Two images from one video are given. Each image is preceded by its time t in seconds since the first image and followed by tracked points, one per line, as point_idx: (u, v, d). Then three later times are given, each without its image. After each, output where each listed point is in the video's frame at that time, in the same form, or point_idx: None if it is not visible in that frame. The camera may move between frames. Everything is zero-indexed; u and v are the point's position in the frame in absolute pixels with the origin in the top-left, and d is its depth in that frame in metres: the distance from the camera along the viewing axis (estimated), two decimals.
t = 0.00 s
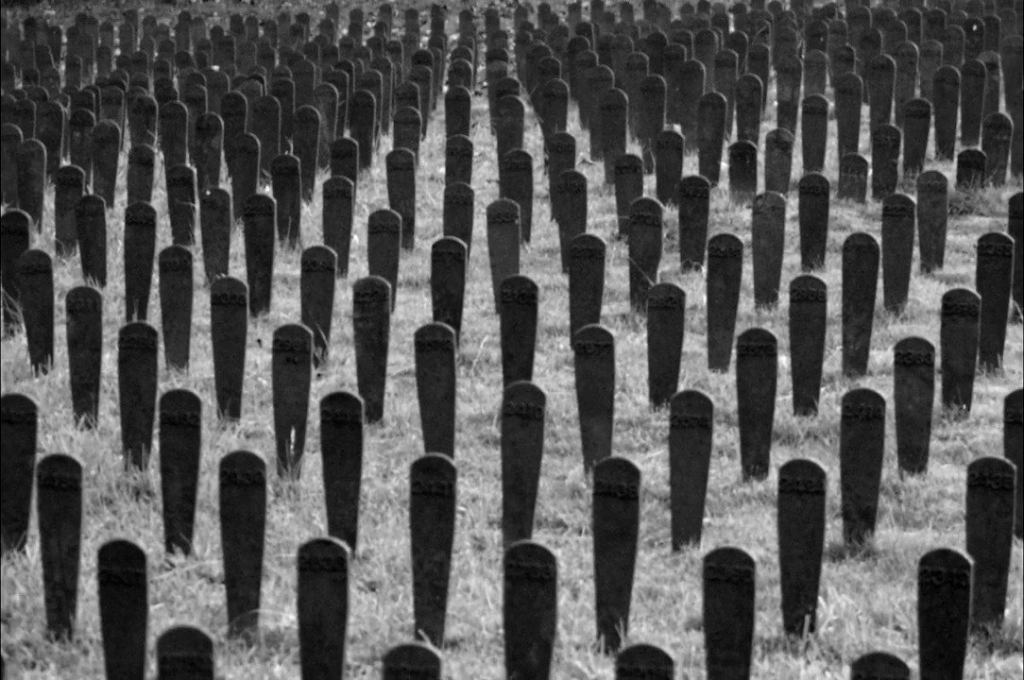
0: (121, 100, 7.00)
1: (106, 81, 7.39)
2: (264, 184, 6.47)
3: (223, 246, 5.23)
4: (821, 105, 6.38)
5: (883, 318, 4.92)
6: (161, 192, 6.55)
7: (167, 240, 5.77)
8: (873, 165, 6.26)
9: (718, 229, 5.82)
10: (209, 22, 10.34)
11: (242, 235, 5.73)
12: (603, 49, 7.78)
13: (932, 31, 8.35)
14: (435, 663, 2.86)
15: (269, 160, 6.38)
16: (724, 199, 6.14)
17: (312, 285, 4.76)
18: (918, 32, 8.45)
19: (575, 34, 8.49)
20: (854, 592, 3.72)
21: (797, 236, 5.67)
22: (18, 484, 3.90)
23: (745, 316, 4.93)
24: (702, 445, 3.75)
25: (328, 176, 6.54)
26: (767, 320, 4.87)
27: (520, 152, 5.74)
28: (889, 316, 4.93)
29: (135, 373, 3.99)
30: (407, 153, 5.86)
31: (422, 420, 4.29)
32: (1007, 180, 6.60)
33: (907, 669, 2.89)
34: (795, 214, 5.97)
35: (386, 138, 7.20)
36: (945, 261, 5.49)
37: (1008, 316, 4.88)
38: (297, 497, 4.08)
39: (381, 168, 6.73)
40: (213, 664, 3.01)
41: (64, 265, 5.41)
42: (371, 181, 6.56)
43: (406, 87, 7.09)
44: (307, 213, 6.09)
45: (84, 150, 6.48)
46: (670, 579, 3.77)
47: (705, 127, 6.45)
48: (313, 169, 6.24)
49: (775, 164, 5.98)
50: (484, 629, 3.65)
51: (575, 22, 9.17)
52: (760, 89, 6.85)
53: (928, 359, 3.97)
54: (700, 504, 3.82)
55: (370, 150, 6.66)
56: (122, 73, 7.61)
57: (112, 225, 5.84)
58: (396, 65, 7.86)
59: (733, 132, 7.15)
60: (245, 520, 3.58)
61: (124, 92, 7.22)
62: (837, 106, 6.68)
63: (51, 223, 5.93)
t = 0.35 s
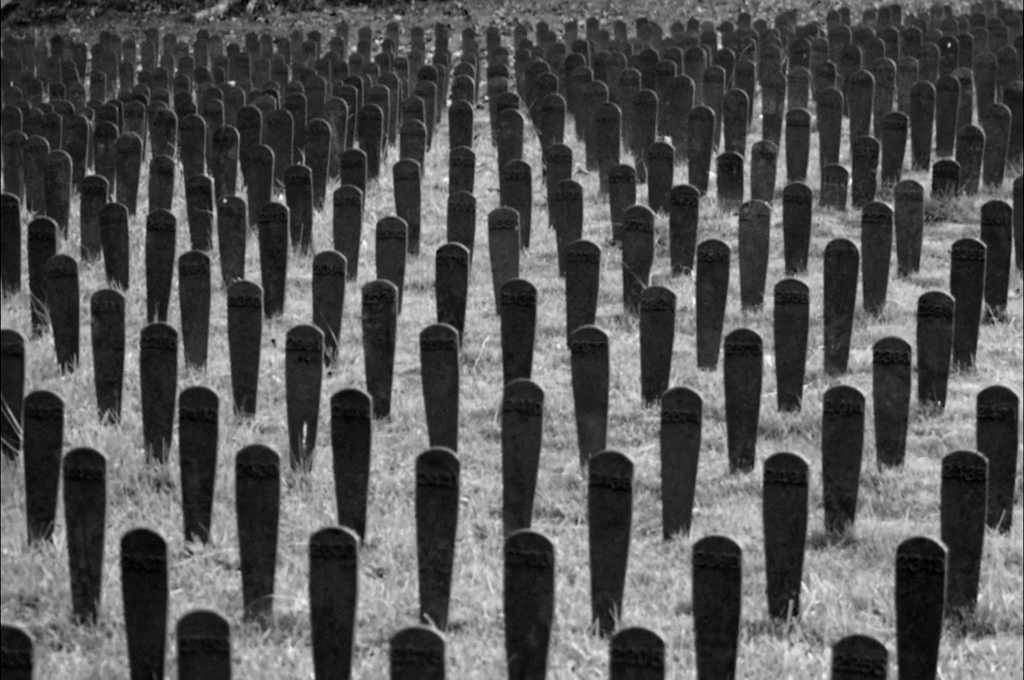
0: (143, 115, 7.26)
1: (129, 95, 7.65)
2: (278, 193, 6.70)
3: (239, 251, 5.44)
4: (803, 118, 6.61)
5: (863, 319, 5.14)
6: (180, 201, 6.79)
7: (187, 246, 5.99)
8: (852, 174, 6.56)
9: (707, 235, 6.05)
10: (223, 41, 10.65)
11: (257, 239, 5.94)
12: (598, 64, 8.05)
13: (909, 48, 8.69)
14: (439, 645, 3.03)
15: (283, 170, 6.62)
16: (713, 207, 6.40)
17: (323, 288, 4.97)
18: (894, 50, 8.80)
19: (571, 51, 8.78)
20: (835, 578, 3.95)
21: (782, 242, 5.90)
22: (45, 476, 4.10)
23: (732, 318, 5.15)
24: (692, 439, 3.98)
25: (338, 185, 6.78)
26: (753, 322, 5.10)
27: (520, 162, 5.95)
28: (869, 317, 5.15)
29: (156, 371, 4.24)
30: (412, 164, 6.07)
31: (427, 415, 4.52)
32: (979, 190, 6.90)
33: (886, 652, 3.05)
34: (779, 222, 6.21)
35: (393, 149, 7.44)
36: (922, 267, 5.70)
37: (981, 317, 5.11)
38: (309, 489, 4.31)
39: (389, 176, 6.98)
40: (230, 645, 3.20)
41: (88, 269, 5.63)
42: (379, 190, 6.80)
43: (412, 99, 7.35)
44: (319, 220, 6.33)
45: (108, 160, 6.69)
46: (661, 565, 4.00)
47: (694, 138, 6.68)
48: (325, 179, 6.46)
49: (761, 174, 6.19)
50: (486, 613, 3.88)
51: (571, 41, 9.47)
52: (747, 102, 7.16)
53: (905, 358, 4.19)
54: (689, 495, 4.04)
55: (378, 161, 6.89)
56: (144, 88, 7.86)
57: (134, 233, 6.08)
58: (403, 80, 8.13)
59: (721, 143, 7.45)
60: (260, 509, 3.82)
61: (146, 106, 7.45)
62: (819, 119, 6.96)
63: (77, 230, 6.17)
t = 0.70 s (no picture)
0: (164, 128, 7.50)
1: (150, 107, 7.90)
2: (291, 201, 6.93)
3: (253, 256, 5.66)
4: (788, 130, 6.86)
5: (844, 321, 5.36)
6: (197, 209, 7.03)
7: (203, 252, 6.21)
8: (835, 183, 6.83)
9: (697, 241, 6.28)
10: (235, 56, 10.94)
11: (271, 245, 6.17)
12: (594, 79, 8.31)
13: (888, 63, 9.00)
14: (442, 630, 3.22)
15: (295, 180, 6.85)
16: (701, 214, 6.63)
17: (334, 291, 5.20)
18: (874, 65, 9.12)
19: (568, 66, 9.07)
20: (818, 565, 4.18)
21: (767, 247, 6.12)
22: (69, 469, 4.31)
23: (720, 319, 5.37)
24: (683, 434, 4.19)
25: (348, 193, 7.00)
26: (741, 323, 5.32)
27: (519, 171, 6.16)
28: (850, 318, 5.36)
29: (175, 369, 4.46)
30: (417, 173, 6.30)
31: (431, 411, 4.75)
32: (955, 198, 7.18)
33: (865, 635, 3.24)
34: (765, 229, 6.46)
35: (399, 160, 7.68)
36: (900, 271, 5.92)
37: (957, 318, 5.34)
38: (319, 481, 4.55)
39: (395, 184, 7.22)
40: (244, 630, 3.37)
41: (109, 274, 5.84)
42: (386, 198, 7.04)
43: (418, 113, 7.60)
44: (329, 226, 6.56)
45: (129, 170, 6.93)
46: (653, 553, 4.23)
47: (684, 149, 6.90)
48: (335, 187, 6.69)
49: (747, 182, 6.38)
50: (487, 598, 4.10)
51: (568, 56, 9.76)
52: (735, 115, 7.35)
53: (884, 357, 4.42)
54: (680, 486, 4.27)
55: (385, 171, 7.13)
56: (163, 102, 8.11)
57: (154, 239, 6.30)
58: (409, 94, 8.39)
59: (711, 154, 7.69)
60: (273, 500, 4.03)
61: (165, 119, 7.68)
62: (803, 130, 7.22)
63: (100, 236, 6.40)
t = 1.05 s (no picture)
0: (183, 138, 7.75)
1: (168, 119, 8.14)
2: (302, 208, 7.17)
3: (266, 260, 5.88)
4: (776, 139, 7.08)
5: (828, 321, 5.58)
6: (213, 216, 7.26)
7: (218, 257, 6.44)
8: (820, 190, 7.08)
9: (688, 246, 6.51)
10: (247, 69, 11.21)
11: (283, 249, 6.39)
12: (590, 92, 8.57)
13: (869, 78, 9.30)
14: (445, 615, 3.43)
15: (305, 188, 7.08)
16: (692, 220, 6.85)
17: (343, 293, 5.42)
18: (856, 80, 9.41)
19: (565, 80, 9.33)
20: (803, 554, 4.41)
21: (754, 252, 6.33)
22: (92, 462, 4.54)
23: (710, 320, 5.59)
24: (674, 429, 4.42)
25: (356, 200, 7.24)
26: (730, 323, 5.55)
27: (519, 179, 6.36)
28: (833, 320, 5.58)
29: (192, 368, 4.70)
30: (422, 182, 6.52)
31: (435, 407, 4.98)
32: (933, 205, 7.44)
33: (847, 620, 3.45)
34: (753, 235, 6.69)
35: (405, 169, 7.93)
36: (880, 274, 6.14)
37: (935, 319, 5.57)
38: (329, 474, 4.78)
39: (401, 192, 7.46)
40: (258, 616, 3.55)
41: (130, 277, 6.07)
42: (392, 205, 7.27)
43: (423, 124, 7.83)
44: (338, 232, 6.79)
45: (149, 178, 7.17)
46: (647, 543, 4.46)
47: (676, 158, 7.11)
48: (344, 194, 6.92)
49: (735, 190, 6.59)
50: (488, 585, 4.33)
51: (566, 71, 10.03)
52: (723, 126, 7.55)
53: (866, 357, 4.61)
54: (672, 479, 4.49)
55: (392, 179, 7.37)
56: (181, 114, 8.36)
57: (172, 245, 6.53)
58: (414, 106, 8.63)
59: (701, 163, 7.92)
60: (285, 492, 4.25)
61: (182, 130, 7.92)
62: (788, 141, 7.46)
63: (121, 242, 6.63)
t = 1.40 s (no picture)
0: (199, 148, 8.00)
1: (185, 129, 8.39)
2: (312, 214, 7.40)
3: (279, 264, 6.10)
4: (761, 150, 7.26)
5: (812, 322, 5.80)
6: (226, 221, 7.49)
7: (232, 260, 6.67)
8: (805, 197, 7.31)
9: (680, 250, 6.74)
10: (258, 81, 11.48)
11: (294, 252, 6.62)
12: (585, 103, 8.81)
13: (852, 90, 9.56)
14: (449, 602, 3.65)
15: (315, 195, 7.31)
16: (684, 226, 7.08)
17: (351, 295, 5.64)
18: (840, 92, 9.68)
19: (563, 92, 9.59)
20: (789, 543, 4.63)
21: (744, 255, 6.54)
22: (112, 457, 4.76)
23: (700, 321, 5.82)
24: (666, 425, 4.64)
25: (363, 207, 7.47)
26: (720, 324, 5.78)
27: (519, 186, 6.59)
28: (818, 321, 5.80)
29: (207, 366, 4.93)
30: (426, 189, 6.75)
31: (439, 404, 5.20)
32: (912, 212, 7.69)
33: (830, 607, 3.67)
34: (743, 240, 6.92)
35: (410, 177, 8.17)
36: (862, 277, 6.37)
37: (914, 320, 5.79)
38: (338, 467, 5.01)
39: (407, 199, 7.69)
40: (270, 602, 3.79)
41: (147, 279, 6.30)
42: (397, 211, 7.51)
43: (428, 134, 8.07)
44: (346, 238, 7.02)
45: (166, 185, 7.41)
46: (640, 533, 4.68)
47: (668, 167, 7.34)
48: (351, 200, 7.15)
49: (725, 197, 6.79)
50: (489, 574, 4.56)
51: (563, 83, 10.30)
52: (714, 136, 7.78)
53: (849, 356, 4.84)
54: (664, 473, 4.72)
55: (397, 186, 7.60)
56: (197, 124, 8.60)
57: (187, 249, 6.76)
58: (419, 117, 8.88)
59: (691, 172, 8.15)
60: (296, 485, 4.47)
61: (198, 139, 8.15)
62: (776, 150, 7.69)
63: (139, 246, 6.86)
